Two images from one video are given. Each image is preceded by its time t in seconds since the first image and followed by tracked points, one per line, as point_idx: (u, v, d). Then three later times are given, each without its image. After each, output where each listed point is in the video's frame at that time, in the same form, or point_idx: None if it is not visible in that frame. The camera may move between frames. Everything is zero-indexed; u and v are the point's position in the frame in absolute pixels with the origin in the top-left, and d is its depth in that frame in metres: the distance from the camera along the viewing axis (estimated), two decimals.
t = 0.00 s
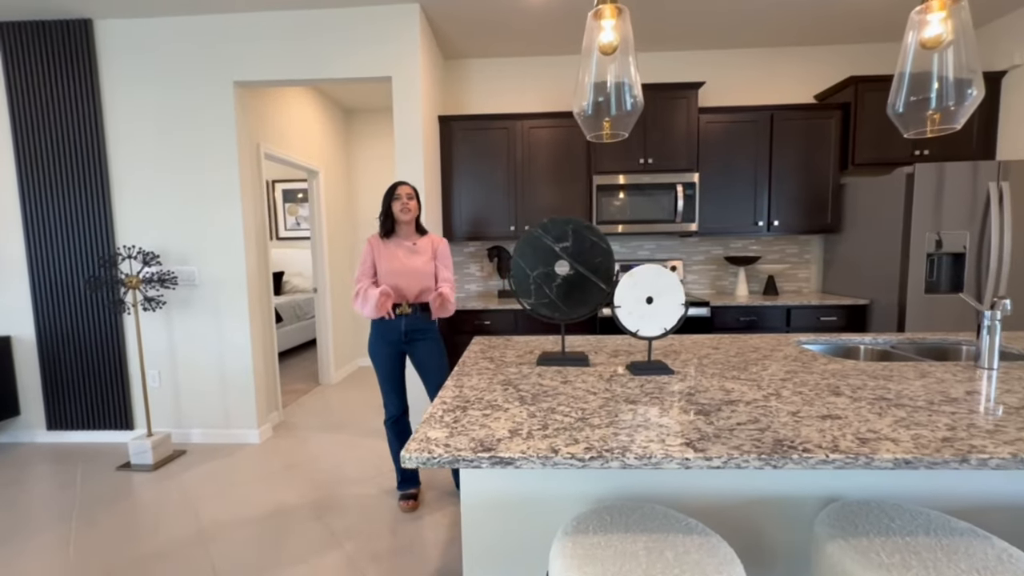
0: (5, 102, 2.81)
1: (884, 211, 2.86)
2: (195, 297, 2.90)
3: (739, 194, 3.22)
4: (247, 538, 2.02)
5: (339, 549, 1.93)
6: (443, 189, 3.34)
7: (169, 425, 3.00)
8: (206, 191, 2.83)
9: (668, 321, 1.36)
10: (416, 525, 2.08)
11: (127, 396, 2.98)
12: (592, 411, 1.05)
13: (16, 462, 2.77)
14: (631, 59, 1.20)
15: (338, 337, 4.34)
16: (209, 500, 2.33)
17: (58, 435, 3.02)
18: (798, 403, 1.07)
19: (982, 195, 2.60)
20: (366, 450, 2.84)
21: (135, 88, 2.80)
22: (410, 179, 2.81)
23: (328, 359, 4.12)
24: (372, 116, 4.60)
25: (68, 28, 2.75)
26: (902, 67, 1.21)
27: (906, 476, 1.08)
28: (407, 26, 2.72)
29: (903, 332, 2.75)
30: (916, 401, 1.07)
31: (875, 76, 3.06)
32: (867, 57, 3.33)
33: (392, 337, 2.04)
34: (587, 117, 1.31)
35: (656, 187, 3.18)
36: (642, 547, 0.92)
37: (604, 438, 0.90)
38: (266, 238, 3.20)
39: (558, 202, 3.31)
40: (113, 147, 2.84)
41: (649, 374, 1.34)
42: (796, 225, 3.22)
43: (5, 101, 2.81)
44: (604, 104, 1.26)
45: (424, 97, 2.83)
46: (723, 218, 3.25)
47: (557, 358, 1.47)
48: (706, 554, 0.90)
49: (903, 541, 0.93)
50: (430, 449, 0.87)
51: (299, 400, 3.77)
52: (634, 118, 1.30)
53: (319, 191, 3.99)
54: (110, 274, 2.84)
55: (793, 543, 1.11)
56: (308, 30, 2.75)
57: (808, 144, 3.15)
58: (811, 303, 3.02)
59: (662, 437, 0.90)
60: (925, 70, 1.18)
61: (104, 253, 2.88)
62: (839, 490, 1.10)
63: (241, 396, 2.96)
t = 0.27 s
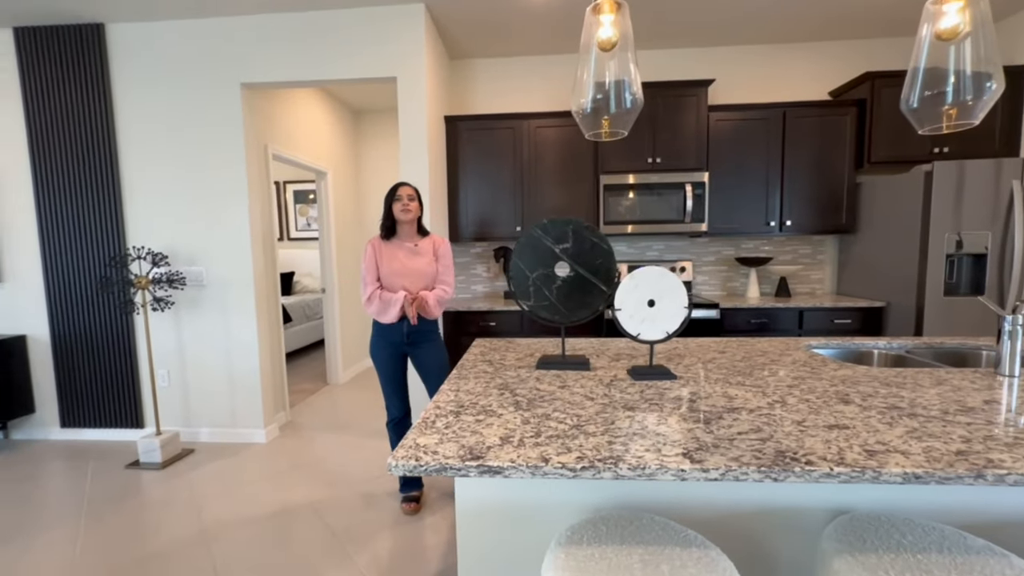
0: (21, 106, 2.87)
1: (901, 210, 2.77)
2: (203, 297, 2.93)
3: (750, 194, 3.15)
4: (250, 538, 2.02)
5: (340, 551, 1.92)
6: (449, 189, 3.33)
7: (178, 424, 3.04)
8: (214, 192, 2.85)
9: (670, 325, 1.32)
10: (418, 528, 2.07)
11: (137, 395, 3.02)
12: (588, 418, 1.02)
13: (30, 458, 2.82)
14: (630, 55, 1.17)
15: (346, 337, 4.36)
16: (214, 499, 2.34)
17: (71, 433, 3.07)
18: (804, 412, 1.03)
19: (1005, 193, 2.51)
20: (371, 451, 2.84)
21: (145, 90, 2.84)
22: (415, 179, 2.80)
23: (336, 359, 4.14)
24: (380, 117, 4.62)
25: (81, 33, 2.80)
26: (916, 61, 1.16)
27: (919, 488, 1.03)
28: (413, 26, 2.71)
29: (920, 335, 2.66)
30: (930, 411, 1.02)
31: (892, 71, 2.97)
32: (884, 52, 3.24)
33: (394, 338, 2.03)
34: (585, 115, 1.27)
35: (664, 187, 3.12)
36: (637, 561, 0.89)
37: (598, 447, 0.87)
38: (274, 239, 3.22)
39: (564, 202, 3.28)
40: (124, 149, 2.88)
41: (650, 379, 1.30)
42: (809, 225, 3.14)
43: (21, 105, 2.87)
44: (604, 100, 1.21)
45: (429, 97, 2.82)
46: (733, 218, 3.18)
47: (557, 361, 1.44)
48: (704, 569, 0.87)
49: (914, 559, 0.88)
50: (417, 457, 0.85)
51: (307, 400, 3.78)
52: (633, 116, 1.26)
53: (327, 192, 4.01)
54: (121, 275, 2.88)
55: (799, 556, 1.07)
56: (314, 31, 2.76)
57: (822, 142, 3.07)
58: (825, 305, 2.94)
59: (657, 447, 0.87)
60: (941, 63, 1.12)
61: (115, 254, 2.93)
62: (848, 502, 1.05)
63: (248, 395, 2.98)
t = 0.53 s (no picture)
0: (42, 110, 2.96)
1: (919, 209, 2.69)
2: (215, 296, 2.97)
3: (762, 193, 3.09)
4: (257, 534, 2.04)
5: (343, 549, 1.93)
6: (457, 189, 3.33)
7: (191, 421, 3.09)
8: (225, 194, 2.90)
9: (672, 326, 1.29)
10: (421, 527, 2.07)
11: (151, 392, 3.08)
12: (583, 421, 1.00)
13: (49, 452, 2.90)
14: (630, 53, 1.15)
15: (356, 336, 4.40)
16: (224, 496, 2.37)
17: (88, 428, 3.15)
18: (807, 417, 1.00)
19: None
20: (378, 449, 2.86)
21: (159, 93, 2.89)
22: (422, 179, 2.80)
23: (346, 358, 4.17)
24: (390, 117, 4.64)
25: (97, 37, 2.87)
26: (928, 55, 1.11)
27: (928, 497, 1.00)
28: (419, 27, 2.71)
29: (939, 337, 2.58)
30: (941, 417, 0.98)
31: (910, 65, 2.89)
32: (902, 46, 3.16)
33: (398, 338, 2.03)
34: (585, 113, 1.25)
35: (674, 185, 3.08)
36: (631, 567, 0.87)
37: (591, 450, 0.86)
38: (284, 239, 3.25)
39: (573, 202, 3.25)
40: (138, 150, 2.94)
41: (651, 381, 1.28)
42: (823, 225, 3.07)
43: (41, 109, 2.95)
44: (604, 100, 1.20)
45: (436, 97, 2.82)
46: (745, 218, 3.12)
47: (558, 362, 1.43)
48: None
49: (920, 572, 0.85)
50: (407, 458, 0.84)
51: (317, 398, 3.82)
52: (633, 114, 1.24)
53: (338, 192, 4.04)
54: (135, 274, 2.94)
55: (802, 564, 1.04)
56: (322, 32, 2.78)
57: (837, 139, 3.00)
58: (839, 306, 2.87)
59: (651, 450, 0.85)
60: (956, 56, 1.08)
61: (130, 253, 2.99)
62: (853, 511, 1.02)
63: (258, 393, 3.02)
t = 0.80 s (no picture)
0: (67, 115, 3.07)
1: (936, 208, 2.62)
2: (229, 295, 3.05)
3: (773, 192, 3.05)
4: (266, 528, 2.10)
5: (348, 544, 1.97)
6: (465, 190, 3.35)
7: (206, 417, 3.18)
8: (238, 196, 2.97)
9: (669, 328, 1.30)
10: (426, 524, 2.10)
11: (168, 388, 3.18)
12: (574, 420, 1.01)
13: (72, 445, 3.01)
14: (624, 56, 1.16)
15: (368, 335, 4.46)
16: (235, 490, 2.43)
17: (109, 422, 3.26)
18: (800, 419, 0.99)
19: None
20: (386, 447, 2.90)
21: (176, 98, 2.98)
22: (429, 181, 2.84)
23: (357, 357, 4.24)
24: (402, 119, 4.70)
25: (118, 45, 2.97)
26: (930, 53, 1.10)
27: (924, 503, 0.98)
28: (427, 30, 2.74)
29: (955, 341, 2.52)
30: (938, 421, 0.97)
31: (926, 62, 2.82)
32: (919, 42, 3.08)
33: (403, 337, 2.06)
34: (580, 115, 1.26)
35: (682, 185, 3.06)
36: (617, 566, 0.88)
37: (577, 450, 0.87)
38: (296, 240, 3.32)
39: (580, 202, 3.25)
40: (156, 154, 3.03)
41: (647, 382, 1.28)
42: (836, 225, 3.02)
43: (66, 115, 3.07)
44: (598, 104, 1.21)
45: (443, 99, 2.85)
46: (755, 218, 3.08)
47: (556, 363, 1.44)
48: None
49: None
50: (397, 455, 0.87)
51: (328, 396, 3.89)
52: (627, 116, 1.26)
53: (350, 193, 4.11)
54: (153, 274, 3.04)
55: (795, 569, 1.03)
56: (332, 37, 2.83)
57: (850, 138, 2.94)
58: (851, 307, 2.82)
59: (636, 451, 0.86)
60: (958, 54, 1.06)
61: (149, 254, 3.09)
62: (847, 515, 1.01)
63: (270, 390, 3.09)
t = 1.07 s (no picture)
0: (97, 122, 3.23)
1: (949, 207, 2.58)
2: (247, 293, 3.17)
3: (783, 192, 3.03)
4: (280, 516, 2.19)
5: (357, 534, 2.04)
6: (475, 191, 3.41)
7: (225, 410, 3.30)
8: (256, 197, 3.09)
9: (663, 325, 1.32)
10: (432, 516, 2.16)
11: (190, 382, 3.31)
12: (563, 413, 1.05)
13: (101, 435, 3.16)
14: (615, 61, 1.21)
15: (381, 333, 4.56)
16: (251, 480, 2.53)
17: (135, 414, 3.42)
18: (784, 415, 1.02)
19: None
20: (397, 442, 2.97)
21: (198, 105, 3.11)
22: (439, 182, 2.90)
23: (370, 354, 4.33)
24: (415, 121, 4.79)
25: (145, 54, 3.11)
26: (921, 53, 1.10)
27: (909, 498, 0.99)
28: (437, 34, 2.81)
29: (969, 342, 2.47)
30: (922, 418, 0.98)
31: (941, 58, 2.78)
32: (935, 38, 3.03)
33: (411, 334, 2.13)
34: (573, 119, 1.30)
35: (691, 185, 3.06)
36: (600, 552, 0.91)
37: (561, 439, 0.91)
38: (311, 240, 3.42)
39: (588, 202, 3.28)
40: (179, 158, 3.16)
41: (641, 379, 1.31)
42: (848, 224, 2.98)
43: (96, 121, 3.23)
44: (592, 108, 1.26)
45: (453, 102, 2.91)
46: (764, 217, 3.07)
47: (554, 359, 1.47)
48: (665, 564, 0.88)
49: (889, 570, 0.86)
50: (392, 442, 0.92)
51: (342, 392, 3.99)
52: (619, 119, 1.31)
53: (364, 194, 4.20)
54: (176, 273, 3.17)
55: (781, 563, 1.05)
56: (346, 43, 2.92)
57: (862, 136, 2.91)
58: (863, 308, 2.79)
59: (618, 442, 0.89)
60: (949, 54, 1.06)
61: (172, 254, 3.22)
62: (833, 510, 1.03)
63: (286, 385, 3.19)
